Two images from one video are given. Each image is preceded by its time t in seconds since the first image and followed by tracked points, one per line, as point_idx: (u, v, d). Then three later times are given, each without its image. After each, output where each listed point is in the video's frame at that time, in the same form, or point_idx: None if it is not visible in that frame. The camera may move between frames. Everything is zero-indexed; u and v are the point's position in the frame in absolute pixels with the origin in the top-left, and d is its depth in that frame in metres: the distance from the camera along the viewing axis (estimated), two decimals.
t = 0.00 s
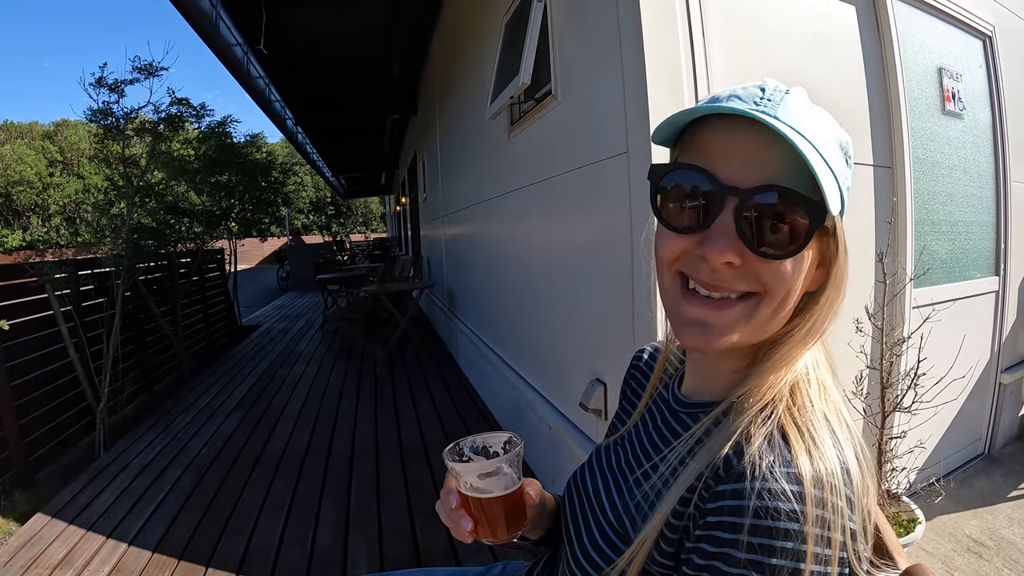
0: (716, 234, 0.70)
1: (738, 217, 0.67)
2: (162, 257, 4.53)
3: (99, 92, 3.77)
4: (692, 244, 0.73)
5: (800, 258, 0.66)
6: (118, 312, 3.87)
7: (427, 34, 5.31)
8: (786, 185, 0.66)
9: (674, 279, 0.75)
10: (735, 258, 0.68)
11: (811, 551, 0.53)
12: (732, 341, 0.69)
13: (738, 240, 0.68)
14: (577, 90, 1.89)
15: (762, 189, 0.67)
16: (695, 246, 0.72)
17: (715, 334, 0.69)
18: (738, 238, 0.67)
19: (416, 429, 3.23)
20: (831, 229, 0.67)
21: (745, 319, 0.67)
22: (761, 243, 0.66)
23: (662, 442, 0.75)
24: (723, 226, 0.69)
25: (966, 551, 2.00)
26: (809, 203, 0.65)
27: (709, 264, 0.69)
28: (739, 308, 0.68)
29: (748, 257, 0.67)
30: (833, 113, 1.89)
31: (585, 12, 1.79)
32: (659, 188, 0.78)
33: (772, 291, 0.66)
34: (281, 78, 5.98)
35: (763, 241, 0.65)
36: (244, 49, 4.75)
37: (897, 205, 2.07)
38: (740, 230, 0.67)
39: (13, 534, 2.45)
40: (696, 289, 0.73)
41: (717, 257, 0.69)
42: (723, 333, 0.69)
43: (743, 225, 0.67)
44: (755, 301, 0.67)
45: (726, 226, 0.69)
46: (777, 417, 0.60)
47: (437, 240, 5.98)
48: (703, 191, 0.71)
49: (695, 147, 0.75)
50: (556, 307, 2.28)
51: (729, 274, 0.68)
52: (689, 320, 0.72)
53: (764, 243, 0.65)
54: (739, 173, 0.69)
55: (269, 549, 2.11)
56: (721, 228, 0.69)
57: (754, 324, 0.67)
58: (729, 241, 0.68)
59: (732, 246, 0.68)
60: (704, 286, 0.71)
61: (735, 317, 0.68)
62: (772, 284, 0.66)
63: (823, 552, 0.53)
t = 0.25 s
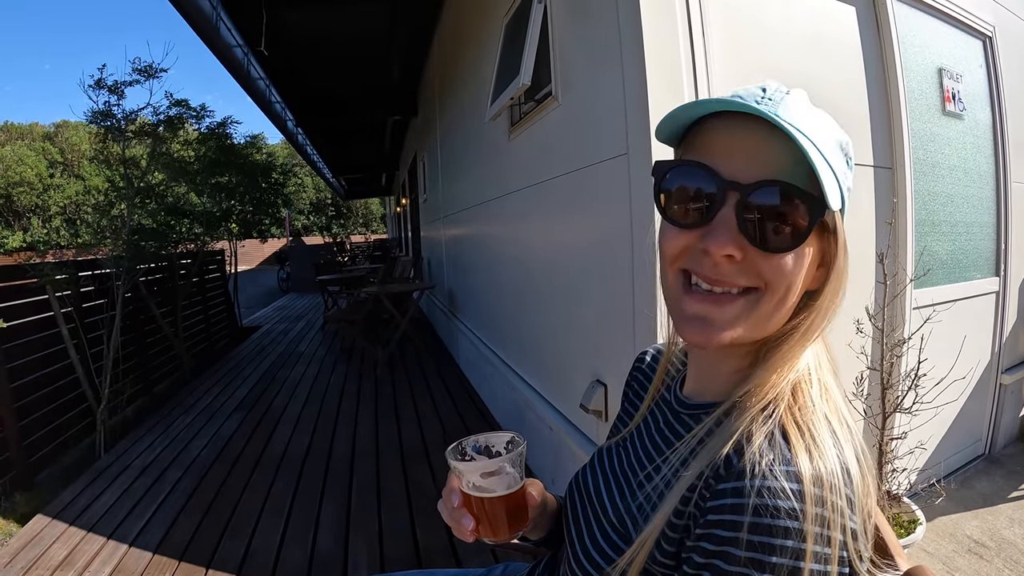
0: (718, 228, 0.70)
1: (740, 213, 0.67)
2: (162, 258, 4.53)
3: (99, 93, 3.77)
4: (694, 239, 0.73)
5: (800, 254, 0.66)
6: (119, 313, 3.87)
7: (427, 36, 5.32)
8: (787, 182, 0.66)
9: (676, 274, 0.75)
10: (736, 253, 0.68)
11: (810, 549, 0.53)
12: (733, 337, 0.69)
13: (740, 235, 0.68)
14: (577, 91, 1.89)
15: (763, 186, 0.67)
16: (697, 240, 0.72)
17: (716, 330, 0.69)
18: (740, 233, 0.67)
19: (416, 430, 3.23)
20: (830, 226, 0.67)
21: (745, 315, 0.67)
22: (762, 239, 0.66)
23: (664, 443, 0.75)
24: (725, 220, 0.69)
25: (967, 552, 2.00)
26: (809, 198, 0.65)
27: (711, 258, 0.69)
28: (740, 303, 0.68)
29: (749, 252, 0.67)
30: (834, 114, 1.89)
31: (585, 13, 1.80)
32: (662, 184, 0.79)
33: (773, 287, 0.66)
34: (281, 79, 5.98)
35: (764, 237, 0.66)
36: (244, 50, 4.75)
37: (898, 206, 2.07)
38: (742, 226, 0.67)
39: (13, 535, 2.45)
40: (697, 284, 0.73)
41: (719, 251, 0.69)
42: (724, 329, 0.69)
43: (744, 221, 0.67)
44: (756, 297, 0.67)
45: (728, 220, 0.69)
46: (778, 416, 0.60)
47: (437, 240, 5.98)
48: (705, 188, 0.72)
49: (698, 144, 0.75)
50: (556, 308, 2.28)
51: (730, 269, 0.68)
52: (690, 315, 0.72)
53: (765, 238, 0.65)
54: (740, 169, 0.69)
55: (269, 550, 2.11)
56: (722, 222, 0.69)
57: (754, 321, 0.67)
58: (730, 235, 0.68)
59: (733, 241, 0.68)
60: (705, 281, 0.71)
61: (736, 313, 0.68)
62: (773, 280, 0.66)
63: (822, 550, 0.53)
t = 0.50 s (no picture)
0: (719, 226, 0.70)
1: (742, 212, 0.67)
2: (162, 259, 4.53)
3: (100, 95, 3.77)
4: (696, 236, 0.73)
5: (799, 254, 0.66)
6: (120, 315, 3.87)
7: (427, 37, 5.32)
8: (789, 181, 0.66)
9: (677, 272, 0.75)
10: (737, 252, 0.68)
11: (809, 542, 0.53)
12: (733, 336, 0.69)
13: (741, 233, 0.68)
14: (577, 92, 1.89)
15: (765, 186, 0.67)
16: (700, 237, 0.72)
17: (716, 328, 0.69)
18: (741, 232, 0.67)
19: (417, 431, 3.23)
20: (829, 225, 0.67)
21: (746, 314, 0.67)
22: (763, 238, 0.66)
23: (663, 441, 0.74)
24: (727, 218, 0.69)
25: (968, 552, 2.00)
26: (809, 197, 0.65)
27: (713, 255, 0.69)
28: (741, 302, 0.68)
29: (750, 250, 0.67)
30: (834, 114, 1.89)
31: (585, 13, 1.80)
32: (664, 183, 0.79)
33: (773, 286, 0.66)
34: (282, 80, 5.99)
35: (765, 235, 0.66)
36: (245, 51, 4.75)
37: (898, 206, 2.07)
38: (743, 225, 0.67)
39: (14, 537, 2.45)
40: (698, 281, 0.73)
41: (720, 249, 0.69)
42: (725, 328, 0.69)
43: (746, 220, 0.67)
44: (757, 296, 0.67)
45: (730, 218, 0.69)
46: (776, 411, 0.60)
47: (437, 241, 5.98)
48: (707, 187, 0.72)
49: (701, 144, 0.75)
50: (556, 308, 2.28)
51: (731, 266, 0.68)
52: (691, 313, 0.72)
53: (766, 236, 0.65)
54: (742, 168, 0.69)
55: (270, 551, 2.12)
56: (724, 220, 0.69)
57: (755, 320, 0.67)
58: (732, 233, 0.68)
59: (735, 238, 0.68)
60: (707, 278, 0.71)
61: (737, 311, 0.68)
62: (773, 279, 0.66)
63: (822, 543, 0.53)
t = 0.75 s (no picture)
0: (717, 227, 0.70)
1: (739, 214, 0.67)
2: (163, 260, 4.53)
3: (101, 97, 3.78)
4: (694, 238, 0.73)
5: (796, 256, 0.66)
6: (121, 316, 3.88)
7: (428, 38, 5.33)
8: (787, 184, 0.66)
9: (675, 274, 0.76)
10: (734, 253, 0.68)
11: (812, 543, 0.53)
12: (731, 338, 0.69)
13: (739, 235, 0.68)
14: (577, 93, 1.89)
15: (763, 188, 0.67)
16: (698, 239, 0.73)
17: (714, 330, 0.69)
18: (739, 233, 0.68)
19: (417, 432, 3.23)
20: (825, 226, 0.67)
21: (744, 316, 0.67)
22: (761, 240, 0.66)
23: (660, 440, 0.74)
24: (724, 220, 0.69)
25: (968, 553, 2.00)
26: (806, 199, 0.65)
27: (710, 257, 0.69)
28: (739, 304, 0.68)
29: (748, 252, 0.67)
30: (834, 115, 1.89)
31: (585, 15, 1.80)
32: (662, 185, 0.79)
33: (770, 287, 0.66)
34: (282, 82, 6.00)
35: (763, 237, 0.66)
36: (245, 52, 4.76)
37: (898, 207, 2.07)
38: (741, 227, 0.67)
39: (15, 538, 2.45)
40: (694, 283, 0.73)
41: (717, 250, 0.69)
42: (723, 329, 0.69)
43: (743, 222, 0.67)
44: (754, 298, 0.67)
45: (727, 220, 0.69)
46: (776, 412, 0.60)
47: (438, 242, 5.99)
48: (705, 190, 0.72)
49: (700, 146, 0.75)
50: (557, 309, 2.28)
51: (729, 268, 0.68)
52: (689, 315, 0.72)
53: (762, 238, 0.66)
54: (739, 170, 0.69)
55: (271, 552, 2.12)
56: (722, 221, 0.69)
57: (752, 322, 0.67)
58: (729, 234, 0.68)
59: (732, 240, 0.68)
60: (704, 280, 0.71)
61: (735, 313, 0.68)
62: (769, 280, 0.66)
63: (824, 544, 0.53)
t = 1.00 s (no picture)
0: (715, 230, 0.70)
1: (738, 216, 0.67)
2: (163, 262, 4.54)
3: (101, 99, 3.78)
4: (693, 241, 0.73)
5: (795, 259, 0.66)
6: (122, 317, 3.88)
7: (428, 39, 5.34)
8: (785, 186, 0.66)
9: (674, 277, 0.76)
10: (732, 257, 0.68)
11: (815, 547, 0.53)
12: (730, 341, 0.69)
13: (738, 238, 0.68)
14: (578, 94, 1.89)
15: (761, 191, 0.66)
16: (696, 242, 0.73)
17: (713, 332, 0.69)
18: (737, 236, 0.67)
19: (418, 433, 3.23)
20: (824, 228, 0.67)
21: (742, 319, 0.67)
22: (759, 242, 0.66)
23: (661, 441, 0.74)
24: (722, 223, 0.69)
25: (969, 554, 2.00)
26: (804, 201, 0.65)
27: (708, 260, 0.69)
28: (738, 308, 0.68)
29: (745, 255, 0.67)
30: (835, 116, 1.89)
31: (586, 17, 1.80)
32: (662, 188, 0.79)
33: (769, 291, 0.66)
34: (283, 83, 6.01)
35: (762, 239, 0.65)
36: (245, 54, 4.76)
37: (898, 208, 2.07)
38: (739, 231, 0.67)
39: (16, 540, 2.45)
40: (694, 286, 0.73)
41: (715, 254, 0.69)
42: (722, 332, 0.69)
43: (742, 224, 0.67)
44: (753, 302, 0.67)
45: (725, 222, 0.69)
46: (777, 415, 0.60)
47: (438, 243, 5.99)
48: (703, 193, 0.72)
49: (698, 148, 0.75)
50: (557, 310, 2.28)
51: (728, 271, 0.68)
52: (687, 316, 0.72)
53: (760, 241, 0.65)
54: (738, 172, 0.69)
55: (272, 554, 2.12)
56: (720, 225, 0.69)
57: (752, 324, 0.67)
58: (728, 237, 0.68)
59: (730, 243, 0.68)
60: (704, 283, 0.71)
61: (734, 316, 0.68)
62: (768, 284, 0.66)
63: (826, 547, 0.53)
